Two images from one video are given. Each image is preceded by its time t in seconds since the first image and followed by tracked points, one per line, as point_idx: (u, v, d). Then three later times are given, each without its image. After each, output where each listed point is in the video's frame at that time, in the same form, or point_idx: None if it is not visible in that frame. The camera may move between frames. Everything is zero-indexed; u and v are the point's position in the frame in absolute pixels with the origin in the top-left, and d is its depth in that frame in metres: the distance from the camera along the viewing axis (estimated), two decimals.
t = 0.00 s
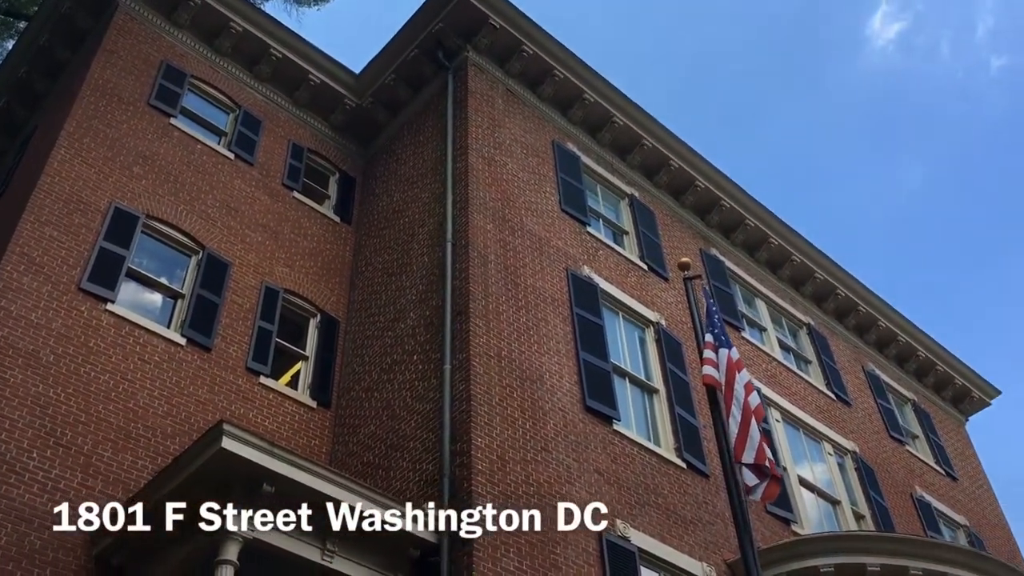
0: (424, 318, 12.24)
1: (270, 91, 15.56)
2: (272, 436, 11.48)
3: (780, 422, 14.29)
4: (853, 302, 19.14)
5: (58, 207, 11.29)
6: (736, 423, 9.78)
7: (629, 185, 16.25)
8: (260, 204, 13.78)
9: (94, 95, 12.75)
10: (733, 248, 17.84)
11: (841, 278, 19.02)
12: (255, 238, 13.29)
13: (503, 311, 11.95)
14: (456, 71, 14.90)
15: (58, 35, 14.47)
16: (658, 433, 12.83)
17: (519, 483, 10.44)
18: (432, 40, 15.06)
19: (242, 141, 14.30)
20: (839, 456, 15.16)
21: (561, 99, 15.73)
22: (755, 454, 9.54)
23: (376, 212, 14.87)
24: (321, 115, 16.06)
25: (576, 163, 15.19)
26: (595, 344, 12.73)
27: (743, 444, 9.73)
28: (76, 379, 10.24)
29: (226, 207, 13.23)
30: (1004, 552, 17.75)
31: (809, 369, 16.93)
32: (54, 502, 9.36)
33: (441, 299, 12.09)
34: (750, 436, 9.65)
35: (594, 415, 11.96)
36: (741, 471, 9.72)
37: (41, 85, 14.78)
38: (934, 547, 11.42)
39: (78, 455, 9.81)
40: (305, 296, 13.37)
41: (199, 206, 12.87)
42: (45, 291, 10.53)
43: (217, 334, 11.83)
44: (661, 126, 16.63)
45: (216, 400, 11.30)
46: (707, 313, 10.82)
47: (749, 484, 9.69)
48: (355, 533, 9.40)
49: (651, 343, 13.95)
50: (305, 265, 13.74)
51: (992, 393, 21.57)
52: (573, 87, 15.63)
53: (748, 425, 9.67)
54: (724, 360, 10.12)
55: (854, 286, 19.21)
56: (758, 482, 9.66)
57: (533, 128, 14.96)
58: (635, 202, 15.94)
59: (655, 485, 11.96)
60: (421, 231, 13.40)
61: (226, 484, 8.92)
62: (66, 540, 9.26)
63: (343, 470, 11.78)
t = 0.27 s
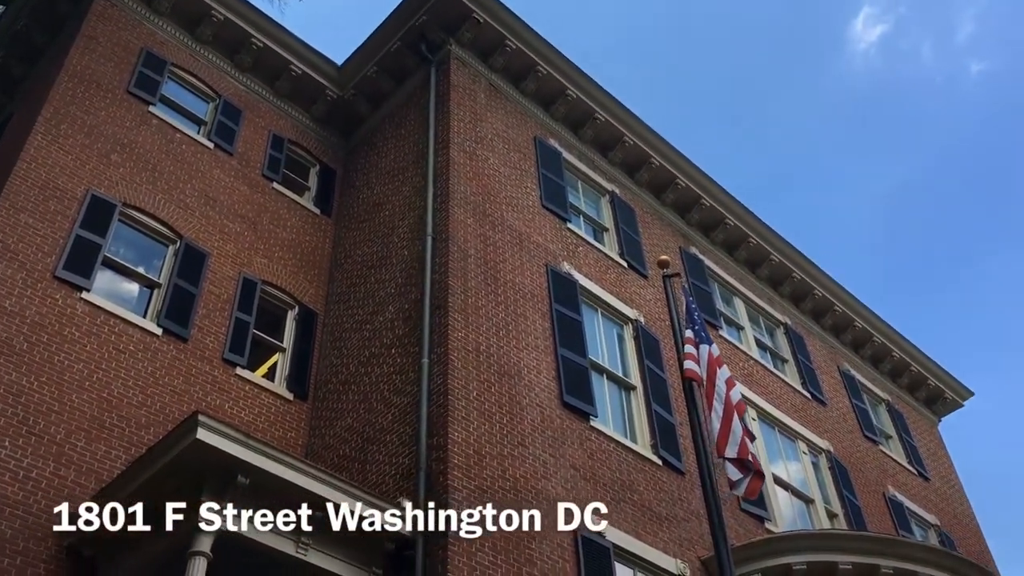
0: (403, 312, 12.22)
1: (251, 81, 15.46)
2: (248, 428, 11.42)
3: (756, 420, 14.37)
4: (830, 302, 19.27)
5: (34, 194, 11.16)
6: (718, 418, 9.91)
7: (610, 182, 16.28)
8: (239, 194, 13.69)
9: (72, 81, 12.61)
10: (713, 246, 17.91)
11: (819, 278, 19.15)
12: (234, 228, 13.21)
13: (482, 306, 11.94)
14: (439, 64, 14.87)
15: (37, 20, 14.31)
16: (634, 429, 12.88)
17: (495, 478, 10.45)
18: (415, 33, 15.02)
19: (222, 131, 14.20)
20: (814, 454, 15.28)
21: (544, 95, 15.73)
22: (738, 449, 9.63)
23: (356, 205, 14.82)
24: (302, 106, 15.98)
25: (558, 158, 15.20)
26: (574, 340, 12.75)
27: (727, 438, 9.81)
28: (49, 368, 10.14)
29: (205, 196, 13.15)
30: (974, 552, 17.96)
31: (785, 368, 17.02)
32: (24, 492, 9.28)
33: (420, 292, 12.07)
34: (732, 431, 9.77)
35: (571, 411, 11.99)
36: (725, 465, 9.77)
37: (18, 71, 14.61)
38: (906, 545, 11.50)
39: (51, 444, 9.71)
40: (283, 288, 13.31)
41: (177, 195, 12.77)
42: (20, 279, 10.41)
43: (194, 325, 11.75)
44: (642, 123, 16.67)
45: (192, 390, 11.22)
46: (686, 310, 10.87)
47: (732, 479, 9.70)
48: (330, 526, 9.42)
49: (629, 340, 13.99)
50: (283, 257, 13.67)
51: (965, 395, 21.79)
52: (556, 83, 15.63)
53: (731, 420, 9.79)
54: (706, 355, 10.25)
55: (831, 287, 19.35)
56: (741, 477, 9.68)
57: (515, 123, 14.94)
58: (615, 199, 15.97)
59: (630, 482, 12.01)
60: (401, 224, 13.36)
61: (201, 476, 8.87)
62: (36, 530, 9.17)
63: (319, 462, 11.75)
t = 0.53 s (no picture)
0: (380, 304, 12.18)
1: (231, 69, 15.33)
2: (221, 418, 11.35)
3: (730, 417, 14.45)
4: (806, 301, 19.39)
5: (7, 179, 11.02)
6: (695, 413, 9.94)
7: (590, 177, 16.30)
8: (217, 183, 13.59)
9: (48, 65, 12.45)
10: (691, 243, 17.99)
11: (795, 276, 19.28)
12: (211, 217, 13.11)
13: (460, 299, 11.93)
14: (420, 56, 14.82)
15: (13, 3, 14.12)
16: (610, 424, 12.92)
17: (470, 472, 10.45)
18: (397, 24, 14.95)
19: (200, 118, 14.09)
20: (788, 452, 15.38)
21: (525, 89, 15.71)
22: (715, 443, 9.67)
23: (335, 196, 14.75)
24: (282, 95, 15.87)
25: (538, 153, 15.20)
26: (551, 335, 12.77)
27: (704, 432, 9.86)
28: (21, 355, 10.02)
29: (181, 184, 13.04)
30: (943, 550, 18.18)
31: (760, 365, 17.12)
32: None
33: (397, 284, 12.04)
34: (710, 425, 9.80)
35: (547, 405, 12.01)
36: (702, 459, 9.79)
37: None
38: (879, 543, 11.54)
39: (21, 432, 9.61)
40: (260, 278, 13.23)
41: (154, 182, 12.66)
42: None
43: (168, 313, 11.66)
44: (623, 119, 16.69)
45: (166, 380, 11.14)
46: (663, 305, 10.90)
47: (710, 472, 9.73)
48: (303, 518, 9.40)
49: (607, 335, 14.03)
50: (261, 247, 13.59)
51: (937, 394, 22.02)
52: (537, 77, 15.62)
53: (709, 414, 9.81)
54: (682, 351, 10.23)
55: (807, 285, 19.49)
56: (719, 470, 9.70)
57: (495, 117, 14.92)
58: (595, 194, 16.00)
59: (605, 476, 12.06)
60: (379, 216, 13.32)
61: (172, 466, 8.81)
62: (6, 518, 9.08)
63: (293, 454, 11.71)
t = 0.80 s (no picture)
0: (357, 294, 12.14)
1: (209, 55, 15.20)
2: (195, 407, 11.28)
3: (706, 411, 14.52)
4: (783, 297, 19.52)
5: None
6: (670, 406, 9.98)
7: (570, 170, 16.31)
8: (194, 170, 13.48)
9: (23, 47, 12.29)
10: (669, 238, 18.04)
11: (772, 273, 19.39)
12: (187, 204, 13.01)
13: (438, 291, 11.91)
14: (401, 46, 14.76)
15: None
16: (586, 417, 12.96)
17: (445, 463, 10.45)
18: (378, 14, 14.88)
19: (178, 105, 13.97)
20: (761, 446, 15.49)
21: (506, 81, 15.69)
22: (688, 436, 9.71)
23: (314, 185, 14.67)
24: (261, 83, 15.76)
25: (518, 145, 15.19)
26: (528, 327, 12.78)
27: (676, 425, 9.89)
28: None
29: (158, 170, 12.93)
30: (913, 545, 18.38)
31: (736, 360, 17.22)
32: None
33: (375, 275, 12.00)
34: (684, 418, 9.85)
35: (523, 398, 12.03)
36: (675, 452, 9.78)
37: None
38: (849, 538, 11.65)
39: None
40: (236, 266, 13.15)
41: (129, 168, 12.54)
42: None
43: (143, 301, 11.56)
44: (603, 113, 16.71)
45: (139, 367, 11.06)
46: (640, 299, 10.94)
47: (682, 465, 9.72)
48: (277, 506, 9.44)
49: (584, 329, 14.06)
50: (238, 235, 13.50)
51: (909, 391, 22.24)
52: (518, 70, 15.59)
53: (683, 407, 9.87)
54: (658, 344, 10.29)
55: (783, 282, 19.62)
56: (690, 463, 9.65)
57: (476, 108, 14.90)
58: (574, 187, 16.02)
59: (580, 469, 12.10)
60: (358, 206, 13.27)
61: (145, 454, 8.76)
62: None
63: (268, 444, 11.67)
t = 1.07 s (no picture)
0: (335, 281, 12.10)
1: (188, 38, 15.06)
2: (171, 392, 11.22)
3: (682, 402, 14.60)
4: (760, 289, 19.62)
5: None
6: (641, 395, 10.00)
7: (550, 160, 16.30)
8: (171, 154, 13.36)
9: None
10: (648, 229, 18.08)
11: (750, 265, 19.50)
12: (164, 188, 12.90)
13: (416, 278, 11.89)
14: (382, 32, 14.69)
15: None
16: (563, 407, 13.00)
17: (422, 451, 10.46)
18: None
19: (155, 88, 13.83)
20: (736, 437, 15.60)
21: (487, 69, 15.65)
22: (658, 427, 9.75)
23: (292, 171, 14.59)
24: (240, 67, 15.64)
25: (499, 134, 15.16)
26: (507, 316, 12.78)
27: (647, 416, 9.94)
28: None
29: (134, 154, 12.80)
30: (885, 536, 18.59)
31: (713, 352, 17.30)
32: None
33: (353, 262, 11.96)
34: (655, 409, 9.87)
35: (500, 386, 12.04)
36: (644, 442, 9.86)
37: None
38: (821, 527, 11.72)
39: None
40: (213, 251, 13.06)
41: (106, 151, 12.41)
42: None
43: (118, 285, 11.46)
44: (584, 103, 16.70)
45: (114, 352, 10.96)
46: (618, 289, 10.98)
47: (650, 455, 9.78)
48: (253, 493, 9.43)
49: (562, 318, 14.09)
50: (215, 220, 13.40)
51: (884, 384, 22.44)
52: (499, 58, 15.56)
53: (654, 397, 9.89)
54: (633, 335, 10.40)
55: (761, 274, 19.72)
56: (659, 454, 9.78)
57: (457, 96, 14.85)
58: (554, 177, 16.02)
59: (556, 458, 12.14)
60: (337, 192, 13.21)
61: (119, 440, 8.71)
62: None
63: (244, 430, 11.62)
